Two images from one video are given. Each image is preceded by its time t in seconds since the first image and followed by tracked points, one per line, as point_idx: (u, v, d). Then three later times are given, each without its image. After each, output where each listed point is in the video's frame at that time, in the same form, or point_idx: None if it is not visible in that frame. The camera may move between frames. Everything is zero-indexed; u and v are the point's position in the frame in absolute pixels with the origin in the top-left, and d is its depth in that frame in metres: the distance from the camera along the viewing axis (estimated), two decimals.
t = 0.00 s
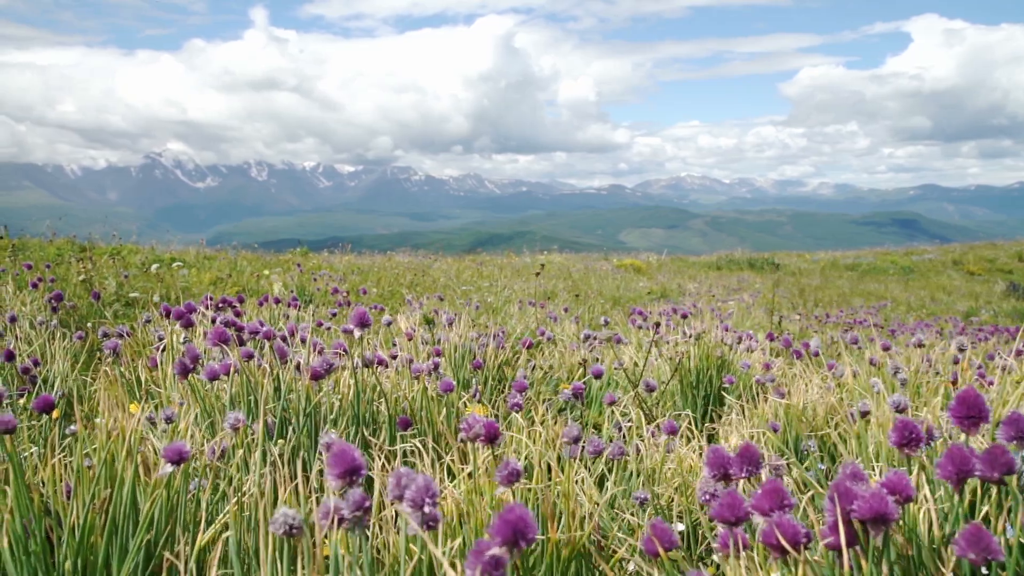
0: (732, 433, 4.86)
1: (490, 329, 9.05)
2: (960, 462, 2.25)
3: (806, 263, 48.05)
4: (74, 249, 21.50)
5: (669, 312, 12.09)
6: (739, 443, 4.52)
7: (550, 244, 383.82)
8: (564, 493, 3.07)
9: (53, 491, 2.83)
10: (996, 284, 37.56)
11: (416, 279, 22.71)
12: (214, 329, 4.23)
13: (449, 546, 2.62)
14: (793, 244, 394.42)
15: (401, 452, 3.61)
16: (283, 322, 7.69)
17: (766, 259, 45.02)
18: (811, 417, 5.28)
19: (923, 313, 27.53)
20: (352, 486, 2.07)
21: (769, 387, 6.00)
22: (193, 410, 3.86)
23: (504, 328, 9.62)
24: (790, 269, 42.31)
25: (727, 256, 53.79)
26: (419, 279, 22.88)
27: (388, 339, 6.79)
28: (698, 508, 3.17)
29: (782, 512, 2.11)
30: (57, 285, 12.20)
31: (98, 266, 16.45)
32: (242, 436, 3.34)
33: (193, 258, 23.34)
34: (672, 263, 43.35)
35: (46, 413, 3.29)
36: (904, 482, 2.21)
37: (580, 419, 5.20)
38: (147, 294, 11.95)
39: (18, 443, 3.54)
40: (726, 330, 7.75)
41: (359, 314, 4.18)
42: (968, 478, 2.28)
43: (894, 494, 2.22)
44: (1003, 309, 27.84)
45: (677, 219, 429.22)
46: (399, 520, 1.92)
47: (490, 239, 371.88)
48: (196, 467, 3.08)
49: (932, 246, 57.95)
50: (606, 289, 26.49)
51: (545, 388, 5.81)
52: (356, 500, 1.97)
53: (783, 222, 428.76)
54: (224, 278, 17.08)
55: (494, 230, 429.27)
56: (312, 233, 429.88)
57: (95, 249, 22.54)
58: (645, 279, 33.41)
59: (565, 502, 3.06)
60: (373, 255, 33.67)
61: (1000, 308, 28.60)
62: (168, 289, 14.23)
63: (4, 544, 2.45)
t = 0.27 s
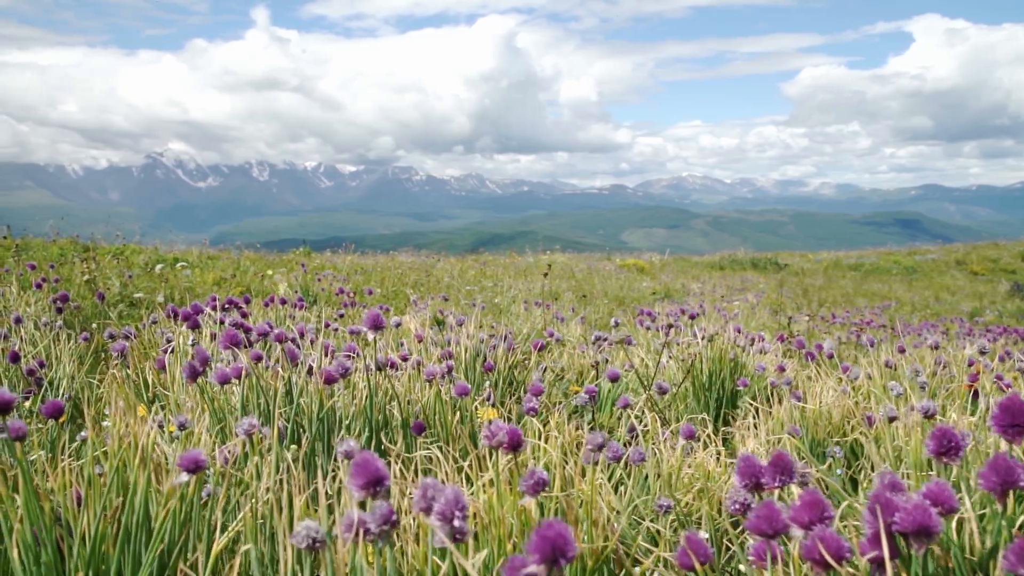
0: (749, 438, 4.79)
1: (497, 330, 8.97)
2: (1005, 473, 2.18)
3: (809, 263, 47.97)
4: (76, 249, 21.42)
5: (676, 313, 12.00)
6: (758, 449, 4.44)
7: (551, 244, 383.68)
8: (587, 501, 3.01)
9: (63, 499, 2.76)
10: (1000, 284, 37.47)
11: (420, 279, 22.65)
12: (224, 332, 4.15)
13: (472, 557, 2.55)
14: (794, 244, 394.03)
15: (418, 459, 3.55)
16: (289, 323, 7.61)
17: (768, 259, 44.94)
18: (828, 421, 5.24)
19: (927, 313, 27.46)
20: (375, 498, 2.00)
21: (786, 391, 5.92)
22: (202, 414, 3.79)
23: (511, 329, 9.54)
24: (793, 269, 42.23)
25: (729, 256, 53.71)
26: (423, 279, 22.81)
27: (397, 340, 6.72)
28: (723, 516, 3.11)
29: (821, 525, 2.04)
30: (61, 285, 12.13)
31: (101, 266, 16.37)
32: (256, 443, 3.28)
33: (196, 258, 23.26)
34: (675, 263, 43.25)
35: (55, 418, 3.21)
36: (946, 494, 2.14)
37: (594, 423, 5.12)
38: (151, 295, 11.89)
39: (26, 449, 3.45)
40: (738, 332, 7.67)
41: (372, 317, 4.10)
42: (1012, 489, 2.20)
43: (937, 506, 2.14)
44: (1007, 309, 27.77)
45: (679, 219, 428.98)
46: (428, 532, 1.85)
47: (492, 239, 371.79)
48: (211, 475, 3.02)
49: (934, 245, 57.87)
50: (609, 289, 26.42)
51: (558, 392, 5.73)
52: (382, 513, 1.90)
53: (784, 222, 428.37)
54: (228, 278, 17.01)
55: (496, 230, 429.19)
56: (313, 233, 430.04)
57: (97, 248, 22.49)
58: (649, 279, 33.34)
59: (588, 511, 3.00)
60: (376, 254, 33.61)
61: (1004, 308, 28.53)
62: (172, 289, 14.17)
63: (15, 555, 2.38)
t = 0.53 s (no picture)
0: (764, 443, 4.73)
1: (503, 332, 8.93)
2: None
3: (811, 263, 47.91)
4: (78, 249, 21.38)
5: (682, 314, 11.97)
6: (772, 455, 4.39)
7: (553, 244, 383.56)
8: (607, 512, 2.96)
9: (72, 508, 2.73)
10: (1003, 283, 37.41)
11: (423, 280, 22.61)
12: (233, 337, 4.09)
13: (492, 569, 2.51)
14: (796, 244, 393.67)
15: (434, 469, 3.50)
16: (295, 326, 7.58)
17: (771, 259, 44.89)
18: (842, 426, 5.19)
19: (931, 313, 27.40)
20: (396, 512, 1.94)
21: (799, 395, 5.89)
22: (212, 421, 3.75)
23: (516, 330, 9.50)
24: (795, 269, 42.17)
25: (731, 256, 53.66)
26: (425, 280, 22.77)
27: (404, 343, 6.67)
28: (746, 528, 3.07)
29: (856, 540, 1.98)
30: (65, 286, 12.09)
31: (104, 267, 16.33)
32: (269, 450, 3.23)
33: (199, 258, 23.23)
34: (678, 263, 43.17)
35: (64, 424, 3.17)
36: (983, 507, 2.09)
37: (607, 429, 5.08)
38: (155, 296, 11.85)
39: (34, 456, 3.40)
40: (747, 334, 7.62)
41: (383, 322, 4.05)
42: None
43: (975, 520, 2.08)
44: (1011, 309, 27.72)
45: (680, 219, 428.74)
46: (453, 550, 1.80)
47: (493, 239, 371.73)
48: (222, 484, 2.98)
49: (937, 245, 57.82)
50: (612, 290, 26.38)
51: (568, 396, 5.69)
52: (407, 530, 1.86)
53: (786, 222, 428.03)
54: (231, 279, 16.97)
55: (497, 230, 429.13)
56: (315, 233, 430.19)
57: (100, 248, 22.46)
58: (651, 279, 33.29)
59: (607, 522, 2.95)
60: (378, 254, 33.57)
61: (1008, 308, 28.47)
62: (176, 290, 14.13)
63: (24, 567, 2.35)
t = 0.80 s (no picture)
0: (781, 450, 4.67)
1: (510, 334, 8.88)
2: None
3: (813, 263, 47.86)
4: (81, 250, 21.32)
5: (688, 316, 11.93)
6: (791, 464, 4.35)
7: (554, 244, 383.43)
8: (630, 525, 2.92)
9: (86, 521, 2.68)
10: (1006, 283, 37.38)
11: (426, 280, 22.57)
12: (246, 343, 4.03)
13: None
14: (798, 244, 393.29)
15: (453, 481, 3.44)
16: (302, 329, 7.53)
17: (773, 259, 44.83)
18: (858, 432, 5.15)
19: (934, 313, 27.37)
20: (424, 532, 1.88)
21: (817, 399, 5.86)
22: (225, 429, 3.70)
23: (522, 332, 9.45)
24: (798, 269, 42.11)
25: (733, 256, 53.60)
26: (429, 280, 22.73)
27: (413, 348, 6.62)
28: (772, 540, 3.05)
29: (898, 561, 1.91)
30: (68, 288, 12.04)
31: (108, 268, 16.28)
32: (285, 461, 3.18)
33: (201, 258, 23.17)
34: (681, 263, 43.11)
35: (76, 434, 3.12)
36: None
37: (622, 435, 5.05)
38: (159, 298, 11.80)
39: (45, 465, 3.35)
40: (757, 337, 7.58)
41: (399, 328, 4.00)
42: None
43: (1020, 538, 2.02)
44: (1015, 309, 27.70)
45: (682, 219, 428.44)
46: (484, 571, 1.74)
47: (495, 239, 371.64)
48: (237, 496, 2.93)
49: (939, 245, 57.79)
50: (616, 291, 26.34)
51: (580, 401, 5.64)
52: (439, 551, 1.82)
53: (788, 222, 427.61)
54: (234, 280, 16.92)
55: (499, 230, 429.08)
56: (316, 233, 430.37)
57: (102, 249, 22.40)
58: (654, 279, 33.23)
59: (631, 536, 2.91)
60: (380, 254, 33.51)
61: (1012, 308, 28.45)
62: (180, 291, 14.07)
63: None
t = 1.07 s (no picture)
0: (796, 455, 4.62)
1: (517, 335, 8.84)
2: None
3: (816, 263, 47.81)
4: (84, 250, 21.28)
5: (693, 317, 11.87)
6: (808, 469, 4.30)
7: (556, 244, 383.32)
8: (650, 535, 2.87)
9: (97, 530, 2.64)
10: (1010, 284, 37.32)
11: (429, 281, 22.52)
12: (257, 347, 3.97)
13: None
14: (799, 244, 392.93)
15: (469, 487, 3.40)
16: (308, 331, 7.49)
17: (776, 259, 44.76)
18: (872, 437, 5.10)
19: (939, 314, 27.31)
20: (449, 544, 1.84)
21: (828, 402, 5.81)
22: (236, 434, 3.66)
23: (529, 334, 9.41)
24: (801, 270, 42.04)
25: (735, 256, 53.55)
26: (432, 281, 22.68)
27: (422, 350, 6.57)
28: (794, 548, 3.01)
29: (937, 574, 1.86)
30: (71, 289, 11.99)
31: (111, 268, 16.24)
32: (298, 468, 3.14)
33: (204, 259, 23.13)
34: (683, 263, 43.04)
35: (86, 440, 3.07)
36: None
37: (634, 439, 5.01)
38: (163, 299, 11.75)
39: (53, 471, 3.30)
40: (766, 338, 7.53)
41: (413, 332, 3.96)
42: None
43: None
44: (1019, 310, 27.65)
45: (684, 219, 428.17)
46: None
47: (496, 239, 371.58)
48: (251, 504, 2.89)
49: (941, 245, 57.75)
50: (619, 291, 26.31)
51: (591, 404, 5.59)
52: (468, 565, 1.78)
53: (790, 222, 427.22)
54: (237, 281, 16.88)
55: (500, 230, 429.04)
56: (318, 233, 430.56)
57: (105, 249, 22.36)
58: (657, 279, 33.16)
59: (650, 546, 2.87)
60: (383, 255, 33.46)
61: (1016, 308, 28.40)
62: (183, 292, 14.02)
63: None
